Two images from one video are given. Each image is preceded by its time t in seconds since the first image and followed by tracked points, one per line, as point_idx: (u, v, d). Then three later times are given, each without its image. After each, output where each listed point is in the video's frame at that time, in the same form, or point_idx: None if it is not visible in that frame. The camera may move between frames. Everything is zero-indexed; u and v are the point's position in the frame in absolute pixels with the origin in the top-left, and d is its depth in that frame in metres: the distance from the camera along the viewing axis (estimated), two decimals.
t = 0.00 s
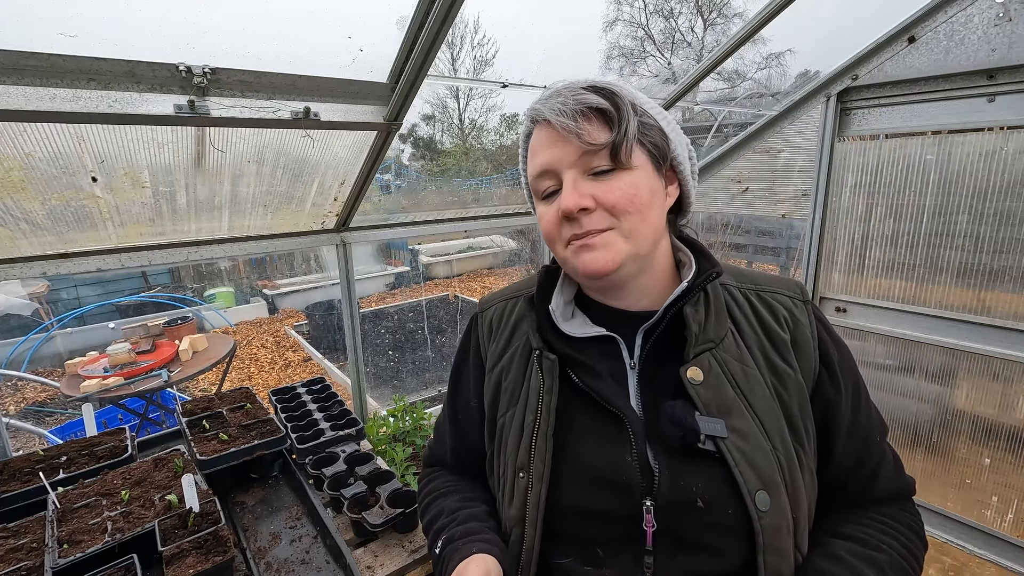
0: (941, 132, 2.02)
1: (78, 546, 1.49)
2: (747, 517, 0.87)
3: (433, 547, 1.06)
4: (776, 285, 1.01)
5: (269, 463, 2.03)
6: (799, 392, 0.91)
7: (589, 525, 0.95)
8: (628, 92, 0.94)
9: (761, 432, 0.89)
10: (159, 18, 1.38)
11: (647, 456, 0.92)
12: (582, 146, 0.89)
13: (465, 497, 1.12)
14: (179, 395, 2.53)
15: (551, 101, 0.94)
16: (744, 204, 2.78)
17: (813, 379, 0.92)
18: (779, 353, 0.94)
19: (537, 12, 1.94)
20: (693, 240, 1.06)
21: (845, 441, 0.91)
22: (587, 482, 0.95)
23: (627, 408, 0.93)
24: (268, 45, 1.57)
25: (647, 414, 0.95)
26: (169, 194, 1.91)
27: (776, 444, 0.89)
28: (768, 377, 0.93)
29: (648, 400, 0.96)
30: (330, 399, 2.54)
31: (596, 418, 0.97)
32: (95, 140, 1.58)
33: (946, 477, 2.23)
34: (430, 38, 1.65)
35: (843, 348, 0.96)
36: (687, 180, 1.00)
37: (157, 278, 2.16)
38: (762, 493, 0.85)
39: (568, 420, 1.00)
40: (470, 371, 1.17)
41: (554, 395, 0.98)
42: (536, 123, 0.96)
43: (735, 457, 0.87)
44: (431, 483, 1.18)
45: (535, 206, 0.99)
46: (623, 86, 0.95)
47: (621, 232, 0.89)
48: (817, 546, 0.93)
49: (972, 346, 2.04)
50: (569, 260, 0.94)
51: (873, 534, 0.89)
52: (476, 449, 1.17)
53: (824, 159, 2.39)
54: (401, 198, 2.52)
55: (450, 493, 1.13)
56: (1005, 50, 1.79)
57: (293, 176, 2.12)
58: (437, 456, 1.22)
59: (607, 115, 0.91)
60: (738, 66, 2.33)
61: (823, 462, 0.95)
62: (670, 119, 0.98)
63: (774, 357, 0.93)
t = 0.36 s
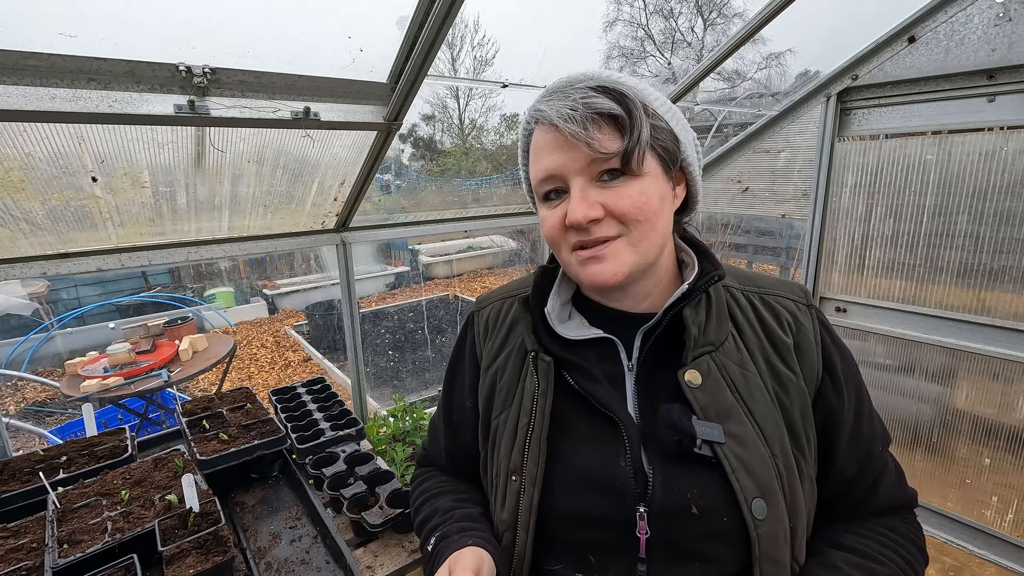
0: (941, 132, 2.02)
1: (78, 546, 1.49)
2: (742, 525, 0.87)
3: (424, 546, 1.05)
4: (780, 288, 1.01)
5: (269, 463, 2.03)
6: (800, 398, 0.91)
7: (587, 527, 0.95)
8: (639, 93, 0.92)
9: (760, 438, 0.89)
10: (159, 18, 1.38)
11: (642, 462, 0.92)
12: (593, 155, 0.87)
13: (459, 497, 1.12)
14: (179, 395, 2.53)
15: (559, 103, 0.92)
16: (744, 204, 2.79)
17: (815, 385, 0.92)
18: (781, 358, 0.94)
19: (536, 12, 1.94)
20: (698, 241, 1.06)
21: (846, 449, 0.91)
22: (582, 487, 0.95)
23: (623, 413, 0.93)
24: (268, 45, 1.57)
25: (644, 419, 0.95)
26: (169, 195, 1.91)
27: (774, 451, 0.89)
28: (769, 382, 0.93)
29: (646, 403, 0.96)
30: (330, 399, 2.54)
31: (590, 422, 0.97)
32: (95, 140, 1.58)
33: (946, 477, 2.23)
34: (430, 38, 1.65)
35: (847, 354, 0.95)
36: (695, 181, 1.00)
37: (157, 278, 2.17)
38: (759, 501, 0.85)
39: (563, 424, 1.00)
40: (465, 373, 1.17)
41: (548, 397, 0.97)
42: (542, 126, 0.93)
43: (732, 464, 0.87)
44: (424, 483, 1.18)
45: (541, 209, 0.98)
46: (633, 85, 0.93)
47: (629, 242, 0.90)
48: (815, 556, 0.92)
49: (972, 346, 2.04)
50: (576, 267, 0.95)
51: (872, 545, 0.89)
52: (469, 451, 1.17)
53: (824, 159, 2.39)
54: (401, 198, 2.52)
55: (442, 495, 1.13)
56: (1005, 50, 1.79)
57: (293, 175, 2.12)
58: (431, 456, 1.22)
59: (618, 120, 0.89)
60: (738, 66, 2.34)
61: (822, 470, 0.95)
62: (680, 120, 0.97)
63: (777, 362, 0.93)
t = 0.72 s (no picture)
0: (941, 132, 2.02)
1: (78, 547, 1.49)
2: (740, 530, 0.88)
3: (426, 552, 1.05)
4: (780, 291, 1.01)
5: (269, 463, 2.03)
6: (800, 404, 0.91)
7: (587, 528, 0.95)
8: (669, 136, 0.79)
9: (760, 444, 0.89)
10: (159, 18, 1.38)
11: (640, 466, 0.92)
12: (615, 222, 0.78)
13: (460, 503, 1.11)
14: (179, 395, 2.53)
15: (577, 157, 0.78)
16: (744, 204, 2.79)
17: (815, 390, 0.92)
18: (782, 363, 0.93)
19: (536, 12, 1.94)
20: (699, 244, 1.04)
21: (846, 456, 0.91)
22: (580, 491, 0.95)
23: (621, 417, 0.94)
24: (268, 46, 1.57)
25: (643, 423, 0.95)
26: (169, 195, 1.91)
27: (773, 457, 0.89)
28: (770, 387, 0.92)
29: (645, 408, 0.96)
30: (330, 399, 2.54)
31: (590, 427, 0.97)
32: (95, 140, 1.58)
33: (946, 477, 2.23)
34: (430, 37, 1.65)
35: (849, 360, 0.95)
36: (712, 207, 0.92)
37: (157, 278, 2.16)
38: (758, 507, 0.86)
39: (563, 427, 0.99)
40: (465, 375, 1.16)
41: (547, 402, 0.97)
42: (556, 176, 0.80)
43: (731, 469, 0.87)
44: (425, 487, 1.18)
45: (548, 244, 0.90)
46: (663, 124, 0.79)
47: (643, 289, 0.87)
48: (816, 563, 0.92)
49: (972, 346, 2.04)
50: (586, 302, 0.92)
51: (873, 550, 0.89)
52: (469, 453, 1.17)
53: (824, 159, 2.39)
54: (401, 198, 2.52)
55: (442, 500, 1.12)
56: (1005, 50, 1.79)
57: (293, 175, 2.12)
58: (433, 458, 1.22)
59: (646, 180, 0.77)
60: (738, 66, 2.34)
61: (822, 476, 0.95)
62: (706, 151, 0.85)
63: (777, 367, 0.93)
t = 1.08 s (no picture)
0: (941, 132, 2.02)
1: (78, 546, 1.50)
2: (748, 538, 0.87)
3: (427, 556, 1.05)
4: (792, 290, 1.00)
5: (269, 463, 2.03)
6: (811, 407, 0.91)
7: (588, 531, 0.95)
8: (705, 136, 0.76)
9: (769, 450, 0.89)
10: (158, 18, 1.38)
11: (646, 474, 0.92)
12: (641, 225, 0.75)
13: (460, 504, 1.11)
14: (179, 395, 2.53)
15: (607, 154, 0.74)
16: (744, 204, 2.79)
17: (826, 393, 0.92)
18: (792, 365, 0.93)
19: (536, 12, 1.93)
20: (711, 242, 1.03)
21: (854, 458, 0.91)
22: (583, 498, 0.95)
23: (627, 425, 0.93)
24: (268, 46, 1.57)
25: (648, 429, 0.95)
26: (169, 195, 1.91)
27: (782, 463, 0.88)
28: (779, 391, 0.92)
29: (651, 414, 0.96)
30: (330, 399, 2.54)
31: (593, 432, 0.97)
32: (96, 140, 1.58)
33: (946, 477, 2.23)
34: (430, 37, 1.65)
35: (858, 361, 0.95)
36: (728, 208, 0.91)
37: (157, 278, 2.17)
38: (767, 515, 0.85)
39: (566, 432, 0.99)
40: (465, 375, 1.16)
41: (552, 408, 0.97)
42: (581, 172, 0.76)
43: (740, 477, 0.86)
44: (425, 486, 1.17)
45: (561, 241, 0.86)
46: (699, 123, 0.75)
47: (658, 294, 0.85)
48: (825, 565, 0.92)
49: (972, 346, 2.04)
50: (596, 302, 0.89)
51: (879, 550, 0.89)
52: (470, 451, 1.17)
53: (824, 159, 2.39)
54: (401, 198, 2.52)
55: (442, 500, 1.12)
56: (1005, 50, 1.79)
57: (293, 175, 2.12)
58: (432, 456, 1.22)
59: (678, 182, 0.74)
60: (738, 66, 2.34)
61: (830, 478, 0.95)
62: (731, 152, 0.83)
63: (788, 369, 0.93)
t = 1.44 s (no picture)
0: (941, 132, 2.02)
1: (78, 546, 1.49)
2: (759, 539, 0.88)
3: (430, 566, 1.05)
4: (795, 289, 1.01)
5: (269, 463, 2.03)
6: (817, 406, 0.91)
7: (600, 537, 0.94)
8: (720, 141, 0.76)
9: (779, 451, 0.89)
10: (158, 19, 1.38)
11: (658, 479, 0.91)
12: (652, 229, 0.75)
13: (462, 511, 1.11)
14: (179, 395, 2.53)
15: (621, 157, 0.73)
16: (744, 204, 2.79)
17: (831, 392, 0.92)
18: (798, 365, 0.93)
19: (536, 12, 1.93)
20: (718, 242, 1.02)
21: (858, 456, 0.92)
22: (592, 503, 0.94)
23: (638, 429, 0.92)
24: (268, 46, 1.57)
25: (657, 432, 0.94)
26: (169, 195, 1.91)
27: (792, 463, 0.89)
28: (787, 391, 0.92)
29: (659, 418, 0.96)
30: (330, 399, 2.54)
31: (602, 437, 0.96)
32: (96, 140, 1.58)
33: (946, 477, 2.23)
34: (430, 38, 1.65)
35: (859, 359, 0.96)
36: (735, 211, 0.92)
37: (157, 278, 2.16)
38: (778, 515, 0.85)
39: (574, 435, 0.98)
40: (465, 379, 1.16)
41: (560, 414, 0.96)
42: (594, 173, 0.75)
43: (752, 479, 0.86)
44: (425, 492, 1.17)
45: (568, 241, 0.86)
46: (715, 127, 0.75)
47: (663, 296, 0.86)
48: (828, 561, 0.92)
49: (972, 346, 2.04)
50: (601, 303, 0.89)
51: (880, 544, 0.89)
52: (470, 456, 1.17)
53: (824, 159, 2.39)
54: (401, 198, 2.52)
55: (443, 508, 1.11)
56: (1005, 50, 1.79)
57: (293, 175, 2.12)
58: (432, 462, 1.22)
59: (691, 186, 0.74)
60: (738, 66, 2.34)
61: (833, 476, 0.95)
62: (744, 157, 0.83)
63: (794, 369, 0.93)
